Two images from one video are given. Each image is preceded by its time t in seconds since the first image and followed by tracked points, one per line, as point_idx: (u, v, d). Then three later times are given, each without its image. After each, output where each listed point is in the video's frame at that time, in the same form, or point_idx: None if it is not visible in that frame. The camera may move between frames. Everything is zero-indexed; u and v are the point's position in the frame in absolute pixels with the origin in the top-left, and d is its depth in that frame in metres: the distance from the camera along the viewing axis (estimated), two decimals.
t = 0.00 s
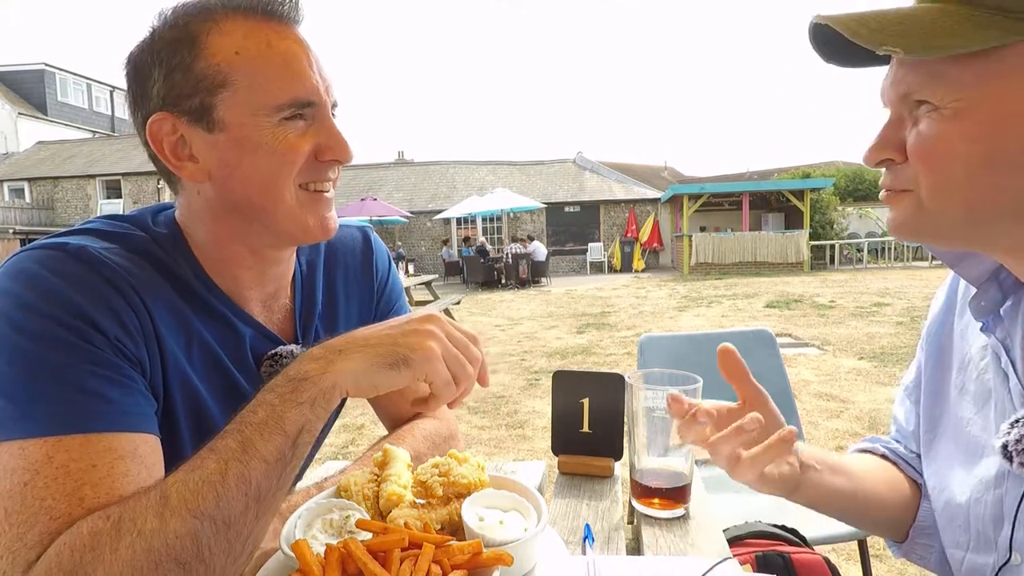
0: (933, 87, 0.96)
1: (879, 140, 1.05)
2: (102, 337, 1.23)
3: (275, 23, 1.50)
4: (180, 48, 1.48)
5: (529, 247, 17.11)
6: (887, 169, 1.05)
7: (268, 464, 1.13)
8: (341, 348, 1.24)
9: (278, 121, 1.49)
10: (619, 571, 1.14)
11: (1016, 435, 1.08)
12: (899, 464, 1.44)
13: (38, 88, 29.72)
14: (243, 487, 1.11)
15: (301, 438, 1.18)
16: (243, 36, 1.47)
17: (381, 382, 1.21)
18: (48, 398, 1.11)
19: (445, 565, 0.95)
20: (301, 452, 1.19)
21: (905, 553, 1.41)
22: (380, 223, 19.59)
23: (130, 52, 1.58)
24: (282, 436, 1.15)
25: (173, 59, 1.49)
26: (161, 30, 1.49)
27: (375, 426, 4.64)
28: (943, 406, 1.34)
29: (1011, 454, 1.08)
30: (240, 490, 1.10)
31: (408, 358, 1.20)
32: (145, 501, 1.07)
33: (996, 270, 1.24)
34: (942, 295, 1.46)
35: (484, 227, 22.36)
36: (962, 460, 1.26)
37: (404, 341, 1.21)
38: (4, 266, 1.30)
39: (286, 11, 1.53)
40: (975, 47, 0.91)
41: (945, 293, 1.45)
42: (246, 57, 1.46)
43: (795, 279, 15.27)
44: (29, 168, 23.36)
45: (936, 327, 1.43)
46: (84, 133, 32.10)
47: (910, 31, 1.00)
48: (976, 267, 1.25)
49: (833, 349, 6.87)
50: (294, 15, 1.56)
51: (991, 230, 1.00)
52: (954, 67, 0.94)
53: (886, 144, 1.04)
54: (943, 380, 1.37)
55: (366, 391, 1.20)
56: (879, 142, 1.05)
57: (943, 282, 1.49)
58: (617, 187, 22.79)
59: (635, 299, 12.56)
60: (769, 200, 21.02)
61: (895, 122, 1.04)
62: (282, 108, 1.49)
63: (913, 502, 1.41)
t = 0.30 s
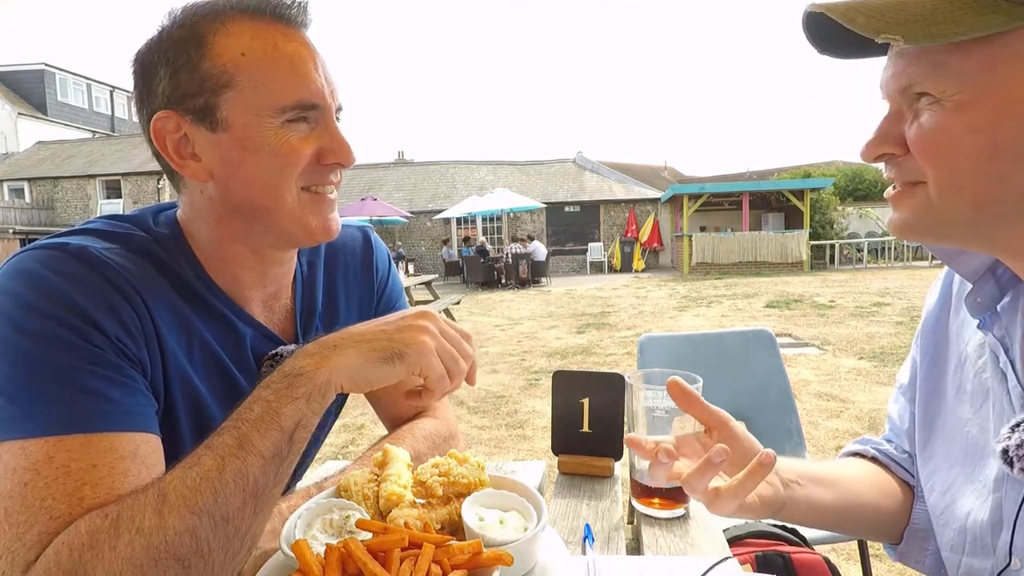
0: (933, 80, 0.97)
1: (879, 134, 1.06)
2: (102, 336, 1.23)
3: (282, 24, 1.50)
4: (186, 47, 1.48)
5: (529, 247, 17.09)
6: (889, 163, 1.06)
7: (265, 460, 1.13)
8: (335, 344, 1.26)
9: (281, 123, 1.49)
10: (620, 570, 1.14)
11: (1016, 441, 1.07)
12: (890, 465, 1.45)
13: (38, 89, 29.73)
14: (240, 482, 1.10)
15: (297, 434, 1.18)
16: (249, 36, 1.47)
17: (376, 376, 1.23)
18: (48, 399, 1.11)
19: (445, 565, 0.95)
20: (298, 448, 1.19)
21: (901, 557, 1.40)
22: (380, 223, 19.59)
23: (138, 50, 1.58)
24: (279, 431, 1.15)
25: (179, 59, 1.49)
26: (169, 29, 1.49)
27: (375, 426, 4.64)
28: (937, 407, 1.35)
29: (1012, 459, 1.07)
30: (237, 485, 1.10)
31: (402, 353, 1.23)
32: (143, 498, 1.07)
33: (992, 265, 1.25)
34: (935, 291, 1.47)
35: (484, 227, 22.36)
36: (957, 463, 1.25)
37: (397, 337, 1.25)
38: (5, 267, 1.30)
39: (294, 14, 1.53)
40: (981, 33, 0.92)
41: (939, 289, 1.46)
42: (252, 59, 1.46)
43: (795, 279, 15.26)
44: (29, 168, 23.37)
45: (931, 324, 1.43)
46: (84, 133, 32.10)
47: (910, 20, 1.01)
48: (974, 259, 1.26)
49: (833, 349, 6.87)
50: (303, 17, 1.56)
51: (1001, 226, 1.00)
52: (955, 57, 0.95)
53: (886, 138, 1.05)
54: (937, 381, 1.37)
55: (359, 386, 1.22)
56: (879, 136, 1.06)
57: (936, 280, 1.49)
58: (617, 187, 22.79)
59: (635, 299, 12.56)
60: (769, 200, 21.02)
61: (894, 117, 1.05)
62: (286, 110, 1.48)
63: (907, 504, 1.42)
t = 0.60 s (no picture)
0: (910, 50, 0.90)
1: (852, 105, 0.98)
2: (151, 339, 1.24)
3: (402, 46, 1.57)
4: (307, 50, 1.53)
5: (529, 247, 17.07)
6: (860, 139, 0.99)
7: (261, 455, 1.12)
8: (329, 343, 1.24)
9: (365, 126, 1.51)
10: (619, 570, 1.14)
11: (986, 439, 1.02)
12: (871, 464, 1.44)
13: (37, 88, 29.68)
14: (237, 475, 1.10)
15: (292, 430, 1.17)
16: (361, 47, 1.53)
17: (371, 374, 1.22)
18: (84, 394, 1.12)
19: (445, 565, 0.95)
20: (292, 445, 1.18)
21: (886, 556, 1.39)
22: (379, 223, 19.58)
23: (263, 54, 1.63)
24: (274, 426, 1.14)
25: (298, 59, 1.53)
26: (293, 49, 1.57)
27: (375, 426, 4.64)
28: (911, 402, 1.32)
29: (982, 458, 1.02)
30: (234, 479, 1.09)
31: (395, 350, 1.23)
32: (142, 491, 1.07)
33: (967, 258, 1.24)
34: (911, 287, 1.46)
35: (484, 227, 22.36)
36: (926, 459, 1.23)
37: (390, 334, 1.24)
38: (65, 263, 1.31)
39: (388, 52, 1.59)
40: None
41: (915, 286, 1.45)
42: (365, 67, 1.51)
43: (795, 278, 15.25)
44: (28, 168, 23.35)
45: (907, 322, 1.42)
46: (84, 133, 32.07)
47: None
48: (950, 252, 1.25)
49: (833, 349, 6.86)
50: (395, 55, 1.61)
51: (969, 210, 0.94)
52: (933, 24, 0.87)
53: (859, 110, 0.96)
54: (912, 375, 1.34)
55: (355, 382, 1.21)
56: (852, 107, 0.98)
57: (914, 277, 1.49)
58: (617, 187, 22.76)
59: (635, 299, 12.55)
60: (769, 200, 21.01)
61: (869, 91, 0.97)
62: (374, 116, 1.51)
63: (890, 503, 1.40)
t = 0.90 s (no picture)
0: (911, 67, 0.84)
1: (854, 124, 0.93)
2: (156, 337, 1.23)
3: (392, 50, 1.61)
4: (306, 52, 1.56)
5: (529, 247, 17.07)
6: (867, 157, 0.93)
7: (264, 451, 1.11)
8: (331, 344, 1.25)
9: (364, 126, 1.53)
10: (620, 571, 1.13)
11: (994, 431, 0.98)
12: (879, 442, 1.41)
13: (37, 88, 29.67)
14: (241, 471, 1.09)
15: (295, 428, 1.16)
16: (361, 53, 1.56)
17: (368, 374, 1.23)
18: (84, 392, 1.12)
19: (445, 565, 0.95)
20: (295, 441, 1.17)
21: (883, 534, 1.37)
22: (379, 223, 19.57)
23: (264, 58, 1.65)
24: (278, 425, 1.13)
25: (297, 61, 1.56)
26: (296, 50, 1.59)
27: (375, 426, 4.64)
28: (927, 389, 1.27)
29: (991, 450, 0.99)
30: (238, 474, 1.08)
31: (395, 352, 1.25)
32: (148, 486, 1.06)
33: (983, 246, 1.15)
34: (930, 262, 1.37)
35: (484, 227, 22.36)
36: (941, 447, 1.21)
37: (388, 338, 1.27)
38: (73, 262, 1.31)
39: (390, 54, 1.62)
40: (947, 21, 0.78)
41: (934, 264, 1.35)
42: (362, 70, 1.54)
43: (795, 279, 15.23)
44: (28, 167, 23.35)
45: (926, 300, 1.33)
46: (84, 133, 32.08)
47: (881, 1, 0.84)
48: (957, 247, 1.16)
49: (833, 349, 6.85)
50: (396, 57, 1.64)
51: (984, 219, 0.87)
52: (933, 47, 0.82)
53: (863, 130, 0.91)
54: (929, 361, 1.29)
55: (356, 384, 1.22)
56: (856, 127, 0.93)
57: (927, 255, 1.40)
58: (617, 187, 22.75)
59: (635, 299, 12.53)
60: (769, 200, 21.02)
61: (871, 112, 0.92)
62: (371, 116, 1.53)
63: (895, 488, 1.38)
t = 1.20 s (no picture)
0: (943, 59, 0.86)
1: (883, 115, 0.94)
2: (142, 338, 1.23)
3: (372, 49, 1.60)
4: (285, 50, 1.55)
5: (529, 246, 17.06)
6: (896, 149, 0.94)
7: (255, 444, 1.11)
8: (318, 335, 1.25)
9: (344, 125, 1.52)
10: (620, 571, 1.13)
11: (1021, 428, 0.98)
12: (883, 436, 1.37)
13: (37, 88, 29.66)
14: (233, 466, 1.08)
15: (286, 420, 1.16)
16: (340, 52, 1.55)
17: (357, 363, 1.24)
18: (73, 396, 1.12)
19: (445, 565, 0.95)
20: (287, 433, 1.17)
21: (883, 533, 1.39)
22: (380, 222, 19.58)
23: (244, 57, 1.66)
24: (268, 416, 1.13)
25: (276, 58, 1.55)
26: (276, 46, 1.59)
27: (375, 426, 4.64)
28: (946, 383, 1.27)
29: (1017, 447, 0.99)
30: (230, 469, 1.08)
31: (384, 341, 1.26)
32: (139, 486, 1.05)
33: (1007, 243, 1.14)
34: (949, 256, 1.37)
35: (484, 227, 22.36)
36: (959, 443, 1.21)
37: (376, 326, 1.27)
38: (58, 265, 1.31)
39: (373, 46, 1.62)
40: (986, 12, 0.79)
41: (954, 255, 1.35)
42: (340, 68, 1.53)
43: (795, 278, 15.23)
44: (27, 167, 23.33)
45: (944, 292, 1.33)
46: (84, 133, 32.09)
47: None
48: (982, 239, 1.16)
49: (833, 349, 6.86)
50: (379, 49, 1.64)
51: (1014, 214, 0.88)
52: (968, 35, 0.83)
53: (892, 122, 0.93)
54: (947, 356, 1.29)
55: (345, 374, 1.23)
56: (885, 119, 0.94)
57: (948, 247, 1.39)
58: (617, 187, 22.76)
59: (635, 299, 12.53)
60: (769, 200, 21.02)
61: (901, 103, 0.93)
62: (352, 114, 1.53)
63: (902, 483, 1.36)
